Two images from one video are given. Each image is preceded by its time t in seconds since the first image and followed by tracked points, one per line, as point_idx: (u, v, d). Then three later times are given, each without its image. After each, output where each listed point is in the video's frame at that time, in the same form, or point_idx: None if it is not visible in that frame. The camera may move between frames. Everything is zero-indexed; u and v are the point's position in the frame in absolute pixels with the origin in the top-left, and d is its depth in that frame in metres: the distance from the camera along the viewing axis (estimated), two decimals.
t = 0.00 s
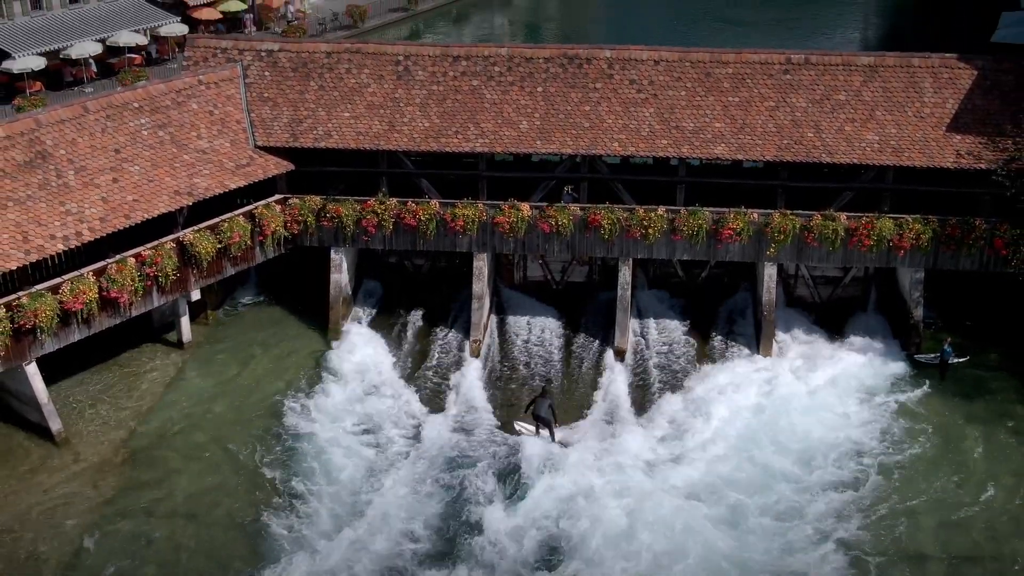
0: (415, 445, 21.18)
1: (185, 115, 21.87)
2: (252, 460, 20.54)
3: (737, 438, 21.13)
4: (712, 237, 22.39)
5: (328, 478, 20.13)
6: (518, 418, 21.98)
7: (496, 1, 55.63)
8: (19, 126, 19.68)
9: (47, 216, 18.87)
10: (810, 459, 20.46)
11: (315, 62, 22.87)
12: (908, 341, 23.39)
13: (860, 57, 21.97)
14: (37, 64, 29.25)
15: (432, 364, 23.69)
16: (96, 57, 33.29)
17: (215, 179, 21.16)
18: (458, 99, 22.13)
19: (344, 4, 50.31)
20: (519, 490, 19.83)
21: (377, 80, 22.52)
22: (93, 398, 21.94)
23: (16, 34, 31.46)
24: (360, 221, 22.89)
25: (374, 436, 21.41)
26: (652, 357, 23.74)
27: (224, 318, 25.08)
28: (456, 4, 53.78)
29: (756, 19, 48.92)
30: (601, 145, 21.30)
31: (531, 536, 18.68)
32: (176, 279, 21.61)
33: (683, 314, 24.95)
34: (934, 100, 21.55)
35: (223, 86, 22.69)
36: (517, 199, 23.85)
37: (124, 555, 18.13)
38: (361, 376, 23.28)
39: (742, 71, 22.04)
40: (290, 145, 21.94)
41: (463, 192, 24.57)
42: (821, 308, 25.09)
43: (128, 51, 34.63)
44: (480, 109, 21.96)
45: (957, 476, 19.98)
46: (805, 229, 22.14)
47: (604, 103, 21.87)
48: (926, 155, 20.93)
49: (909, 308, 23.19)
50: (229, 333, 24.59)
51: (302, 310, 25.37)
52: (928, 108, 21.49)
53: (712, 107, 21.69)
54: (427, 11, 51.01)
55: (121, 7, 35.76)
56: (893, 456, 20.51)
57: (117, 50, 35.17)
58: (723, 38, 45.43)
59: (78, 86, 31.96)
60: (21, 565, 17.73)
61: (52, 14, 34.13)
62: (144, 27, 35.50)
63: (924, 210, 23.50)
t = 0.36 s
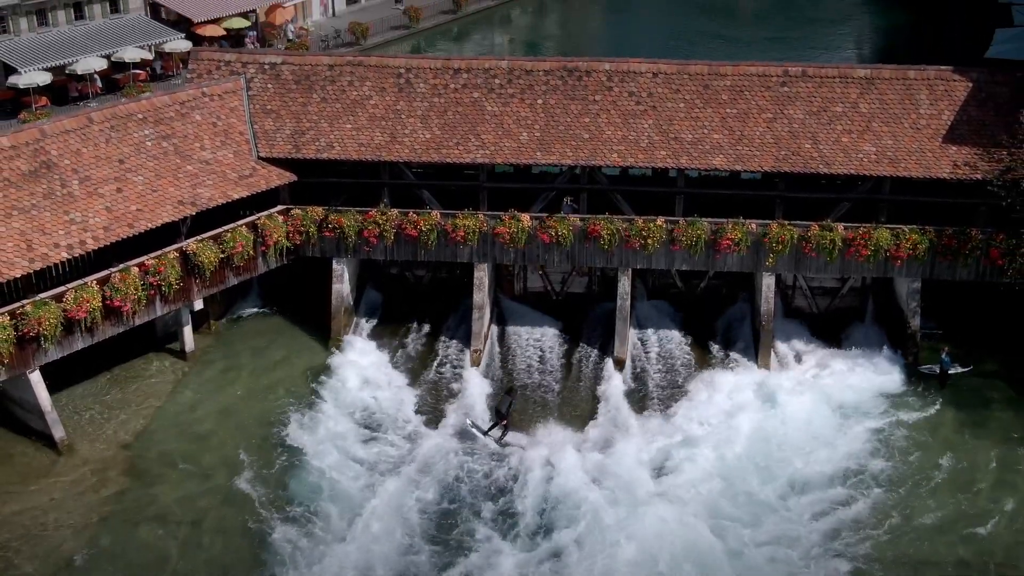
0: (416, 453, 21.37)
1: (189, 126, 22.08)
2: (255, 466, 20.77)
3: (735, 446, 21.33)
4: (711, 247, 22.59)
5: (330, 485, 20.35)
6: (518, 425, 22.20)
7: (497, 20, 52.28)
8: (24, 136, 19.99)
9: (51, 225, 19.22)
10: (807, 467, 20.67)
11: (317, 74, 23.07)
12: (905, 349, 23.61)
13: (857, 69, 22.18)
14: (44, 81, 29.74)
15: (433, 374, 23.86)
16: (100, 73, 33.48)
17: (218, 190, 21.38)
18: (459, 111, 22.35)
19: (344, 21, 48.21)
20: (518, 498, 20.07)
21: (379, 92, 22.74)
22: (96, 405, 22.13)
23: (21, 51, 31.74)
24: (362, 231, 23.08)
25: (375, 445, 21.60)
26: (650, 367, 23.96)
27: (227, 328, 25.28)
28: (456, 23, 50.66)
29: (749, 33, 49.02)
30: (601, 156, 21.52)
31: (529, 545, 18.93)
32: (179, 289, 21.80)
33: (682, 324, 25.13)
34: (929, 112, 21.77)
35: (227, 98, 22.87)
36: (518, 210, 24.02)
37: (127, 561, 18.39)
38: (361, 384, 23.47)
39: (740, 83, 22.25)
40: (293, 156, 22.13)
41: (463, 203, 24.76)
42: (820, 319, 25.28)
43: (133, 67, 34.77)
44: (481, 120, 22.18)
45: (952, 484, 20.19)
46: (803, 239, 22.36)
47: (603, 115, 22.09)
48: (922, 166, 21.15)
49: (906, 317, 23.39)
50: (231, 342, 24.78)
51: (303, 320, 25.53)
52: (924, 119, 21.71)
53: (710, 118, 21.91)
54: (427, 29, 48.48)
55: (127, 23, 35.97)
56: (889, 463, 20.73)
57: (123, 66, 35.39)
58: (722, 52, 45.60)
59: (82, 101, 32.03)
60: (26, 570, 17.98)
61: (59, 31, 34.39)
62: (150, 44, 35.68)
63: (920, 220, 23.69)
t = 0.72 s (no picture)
0: (416, 459, 21.55)
1: (192, 136, 22.30)
2: (257, 474, 20.94)
3: (733, 453, 21.51)
4: (709, 257, 22.79)
5: (331, 491, 20.53)
6: (517, 432, 22.38)
7: (497, 39, 52.26)
8: (29, 145, 20.25)
9: (55, 233, 19.45)
10: (804, 474, 20.86)
11: (319, 86, 23.29)
12: (901, 359, 23.76)
13: (853, 81, 22.42)
14: (50, 93, 30.06)
15: (433, 382, 24.05)
16: (105, 88, 33.75)
17: (221, 199, 21.59)
18: (459, 122, 22.57)
19: (348, 38, 48.50)
20: (517, 503, 20.24)
21: (380, 104, 22.96)
22: (99, 413, 22.33)
23: (26, 65, 32.02)
24: (363, 241, 23.28)
25: (376, 451, 21.78)
26: (649, 376, 24.15)
27: (229, 337, 25.47)
28: (457, 41, 50.74)
29: (745, 51, 49.30)
30: (600, 167, 21.73)
31: (527, 550, 19.10)
32: (182, 297, 22.00)
33: (681, 334, 25.33)
34: (925, 123, 22.01)
35: (230, 110, 23.08)
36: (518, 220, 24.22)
37: (129, 566, 18.58)
38: (362, 392, 23.66)
39: (738, 94, 22.48)
40: (295, 166, 22.32)
41: (464, 213, 24.96)
42: (817, 328, 25.46)
43: (137, 83, 34.98)
44: (482, 131, 22.40)
45: (947, 491, 20.37)
46: (801, 249, 22.54)
47: (602, 126, 22.31)
48: (918, 176, 21.36)
49: (903, 326, 23.58)
50: (234, 350, 24.98)
51: (305, 329, 25.72)
52: (920, 130, 21.94)
53: (708, 129, 22.13)
54: (428, 46, 48.82)
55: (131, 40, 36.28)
56: (886, 471, 20.93)
57: (128, 83, 35.69)
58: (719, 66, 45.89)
59: (86, 115, 32.29)
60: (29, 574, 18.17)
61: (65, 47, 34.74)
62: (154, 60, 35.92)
63: (917, 230, 23.88)
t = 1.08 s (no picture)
0: (416, 466, 21.72)
1: (195, 147, 22.52)
2: (259, 481, 21.12)
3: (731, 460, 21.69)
4: (707, 267, 22.99)
5: (331, 498, 20.71)
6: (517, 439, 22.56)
7: (497, 55, 52.45)
8: (34, 155, 20.52)
9: (59, 242, 19.68)
10: (802, 482, 21.05)
11: (321, 98, 23.51)
12: (898, 368, 24.01)
13: (849, 93, 22.67)
14: (55, 108, 29.91)
15: (434, 391, 24.23)
16: (111, 103, 34.00)
17: (224, 209, 21.80)
18: (460, 133, 22.80)
19: (350, 55, 48.70)
20: (517, 509, 20.40)
21: (382, 115, 23.19)
22: (102, 421, 22.54)
23: (32, 83, 32.25)
24: (365, 251, 23.50)
25: (377, 458, 21.95)
26: (647, 385, 24.35)
27: (232, 346, 25.66)
28: (458, 58, 50.85)
29: (743, 68, 49.60)
30: (599, 177, 21.94)
31: (526, 556, 19.28)
32: (184, 306, 22.19)
33: (679, 344, 25.54)
34: (920, 134, 22.25)
35: (233, 121, 23.29)
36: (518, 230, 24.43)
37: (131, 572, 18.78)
38: (363, 400, 23.83)
39: (735, 106, 22.72)
40: (297, 176, 22.52)
41: (464, 224, 25.17)
42: (814, 338, 25.66)
43: (142, 98, 35.14)
44: (482, 142, 22.62)
45: (942, 499, 20.56)
46: (798, 259, 22.76)
47: (601, 137, 22.53)
48: (914, 186, 21.57)
49: (900, 335, 23.79)
50: (236, 359, 25.16)
51: (306, 338, 25.91)
52: (915, 141, 22.17)
53: (706, 140, 22.36)
54: (429, 63, 48.96)
55: (137, 56, 36.50)
56: (884, 477, 21.13)
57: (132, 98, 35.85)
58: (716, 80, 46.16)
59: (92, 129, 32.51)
60: None
61: (70, 62, 34.84)
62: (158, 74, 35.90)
63: (913, 240, 24.11)
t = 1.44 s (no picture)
0: (416, 471, 21.88)
1: (198, 157, 22.73)
2: (261, 487, 21.28)
3: (730, 468, 21.88)
4: (705, 276, 23.19)
5: (333, 502, 20.87)
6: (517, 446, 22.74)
7: (497, 72, 52.73)
8: (39, 164, 20.73)
9: (63, 250, 19.87)
10: (799, 489, 21.22)
11: (323, 110, 23.74)
12: (895, 376, 24.23)
13: (844, 104, 22.91)
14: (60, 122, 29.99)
15: (434, 399, 24.40)
16: (115, 117, 34.21)
17: (226, 219, 22.00)
18: (461, 144, 23.02)
19: (352, 71, 48.94)
20: (516, 514, 20.56)
21: (383, 126, 23.41)
22: (105, 429, 22.72)
23: (38, 98, 32.51)
24: (366, 261, 23.69)
25: (377, 464, 22.11)
26: (646, 394, 24.52)
27: (234, 356, 25.83)
28: (458, 74, 51.06)
29: (739, 85, 49.93)
30: (598, 187, 22.16)
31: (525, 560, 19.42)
32: (187, 314, 22.38)
33: (678, 353, 25.75)
34: (916, 144, 22.48)
35: (236, 132, 23.50)
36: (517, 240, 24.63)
37: None
38: (364, 408, 24.01)
39: (732, 117, 22.95)
40: (299, 187, 22.72)
41: (464, 234, 25.39)
42: (811, 347, 25.87)
43: (146, 112, 35.35)
44: (482, 153, 22.84)
45: (939, 506, 20.73)
46: (795, 268, 22.97)
47: (600, 148, 22.75)
48: (910, 196, 21.79)
49: (896, 344, 24.01)
50: (238, 369, 25.33)
51: (308, 348, 26.09)
52: (911, 151, 22.41)
53: (704, 151, 22.58)
54: (430, 80, 49.17)
55: (141, 73, 36.83)
56: (881, 484, 21.31)
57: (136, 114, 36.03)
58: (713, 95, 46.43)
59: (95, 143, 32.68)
60: None
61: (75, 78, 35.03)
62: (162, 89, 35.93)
63: (909, 249, 24.33)
